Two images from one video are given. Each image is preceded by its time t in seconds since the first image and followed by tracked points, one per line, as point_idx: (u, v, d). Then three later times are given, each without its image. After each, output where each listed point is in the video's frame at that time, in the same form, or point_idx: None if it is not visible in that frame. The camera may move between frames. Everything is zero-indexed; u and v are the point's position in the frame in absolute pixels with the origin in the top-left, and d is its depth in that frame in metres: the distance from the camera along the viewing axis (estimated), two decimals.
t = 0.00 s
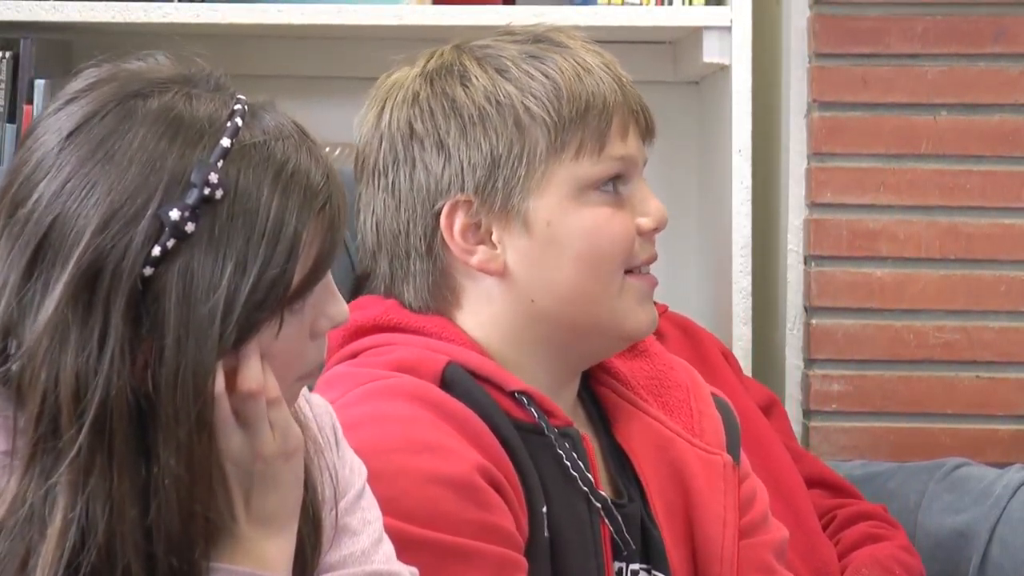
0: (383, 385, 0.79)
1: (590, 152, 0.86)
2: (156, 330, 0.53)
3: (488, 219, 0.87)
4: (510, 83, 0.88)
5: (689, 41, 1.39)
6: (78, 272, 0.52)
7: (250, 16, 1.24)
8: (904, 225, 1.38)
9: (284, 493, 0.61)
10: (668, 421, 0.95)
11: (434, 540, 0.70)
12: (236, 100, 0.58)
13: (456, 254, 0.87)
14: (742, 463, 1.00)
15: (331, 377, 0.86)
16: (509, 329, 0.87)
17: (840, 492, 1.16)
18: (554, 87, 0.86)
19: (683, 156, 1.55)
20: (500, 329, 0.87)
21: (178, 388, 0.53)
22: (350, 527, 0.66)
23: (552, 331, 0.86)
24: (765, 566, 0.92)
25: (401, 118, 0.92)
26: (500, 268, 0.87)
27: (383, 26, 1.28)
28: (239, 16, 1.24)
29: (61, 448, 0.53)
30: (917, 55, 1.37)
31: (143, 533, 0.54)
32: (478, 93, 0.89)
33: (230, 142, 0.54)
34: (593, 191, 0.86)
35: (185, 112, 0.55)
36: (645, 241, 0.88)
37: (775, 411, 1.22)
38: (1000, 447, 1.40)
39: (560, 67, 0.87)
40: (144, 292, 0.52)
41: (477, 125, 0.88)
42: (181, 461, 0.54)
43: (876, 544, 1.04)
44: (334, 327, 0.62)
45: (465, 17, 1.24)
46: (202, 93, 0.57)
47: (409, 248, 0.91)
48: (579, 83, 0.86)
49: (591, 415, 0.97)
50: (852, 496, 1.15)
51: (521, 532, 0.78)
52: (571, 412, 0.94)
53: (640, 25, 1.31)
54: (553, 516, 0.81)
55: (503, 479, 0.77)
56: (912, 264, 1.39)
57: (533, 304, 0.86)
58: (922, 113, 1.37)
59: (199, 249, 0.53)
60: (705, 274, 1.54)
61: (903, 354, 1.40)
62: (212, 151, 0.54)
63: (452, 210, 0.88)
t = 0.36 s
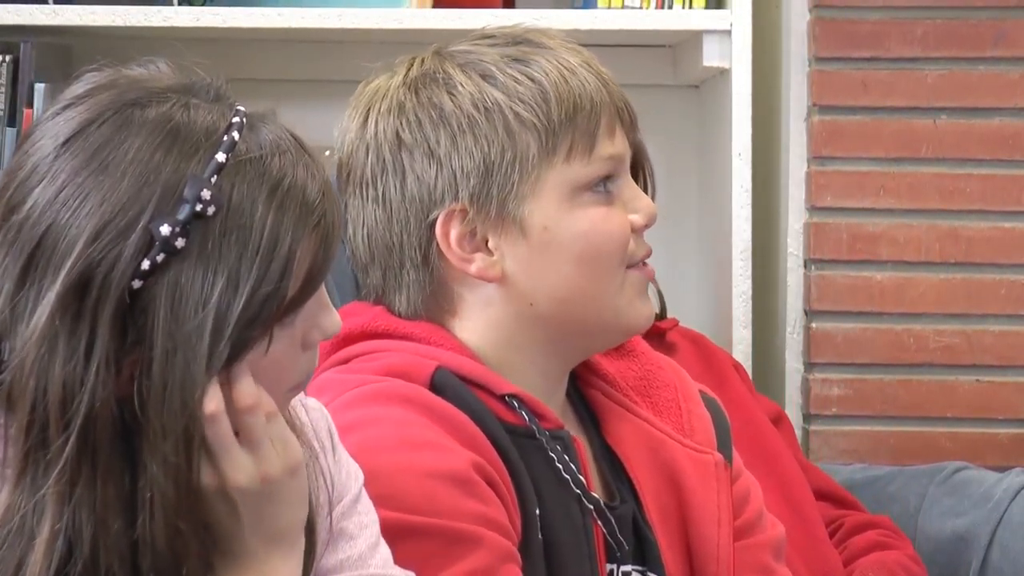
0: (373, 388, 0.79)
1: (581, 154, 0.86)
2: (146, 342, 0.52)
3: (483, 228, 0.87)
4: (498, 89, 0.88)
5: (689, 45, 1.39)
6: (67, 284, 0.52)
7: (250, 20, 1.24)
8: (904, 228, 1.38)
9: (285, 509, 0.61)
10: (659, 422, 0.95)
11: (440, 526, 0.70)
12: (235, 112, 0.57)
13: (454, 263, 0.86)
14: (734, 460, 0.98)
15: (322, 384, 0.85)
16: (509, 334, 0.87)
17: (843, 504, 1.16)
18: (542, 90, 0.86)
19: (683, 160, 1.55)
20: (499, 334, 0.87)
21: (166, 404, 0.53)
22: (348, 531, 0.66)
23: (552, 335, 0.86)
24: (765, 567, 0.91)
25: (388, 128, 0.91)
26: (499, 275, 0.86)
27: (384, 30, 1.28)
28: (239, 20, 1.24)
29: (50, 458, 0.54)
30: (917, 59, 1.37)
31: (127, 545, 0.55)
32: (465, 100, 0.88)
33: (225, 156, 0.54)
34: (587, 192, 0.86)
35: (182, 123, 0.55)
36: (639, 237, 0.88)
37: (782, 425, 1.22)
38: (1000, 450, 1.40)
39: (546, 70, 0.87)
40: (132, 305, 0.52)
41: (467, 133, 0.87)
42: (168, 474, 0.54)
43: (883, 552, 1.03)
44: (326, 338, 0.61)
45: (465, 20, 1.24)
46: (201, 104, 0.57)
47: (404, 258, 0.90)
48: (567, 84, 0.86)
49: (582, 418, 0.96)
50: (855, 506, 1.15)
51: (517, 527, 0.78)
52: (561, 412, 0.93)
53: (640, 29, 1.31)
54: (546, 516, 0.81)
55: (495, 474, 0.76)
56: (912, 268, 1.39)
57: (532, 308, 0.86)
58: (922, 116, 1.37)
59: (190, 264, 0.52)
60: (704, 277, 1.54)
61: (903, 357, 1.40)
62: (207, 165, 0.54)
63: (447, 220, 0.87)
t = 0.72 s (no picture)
0: (373, 382, 0.79)
1: (579, 151, 0.87)
2: (156, 350, 0.53)
3: (483, 226, 0.86)
4: (495, 88, 0.87)
5: (689, 48, 1.39)
6: (78, 294, 0.52)
7: (250, 23, 1.24)
8: (904, 231, 1.38)
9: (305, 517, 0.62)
10: (655, 425, 0.95)
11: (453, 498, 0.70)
12: (242, 119, 0.57)
13: (454, 263, 0.86)
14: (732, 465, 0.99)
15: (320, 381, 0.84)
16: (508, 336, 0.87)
17: (841, 505, 1.16)
18: (539, 89, 0.86)
19: (683, 162, 1.55)
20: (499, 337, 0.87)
21: (181, 415, 0.53)
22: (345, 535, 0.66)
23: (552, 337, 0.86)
24: (761, 569, 0.91)
25: (384, 129, 0.91)
26: (499, 274, 0.86)
27: (384, 33, 1.28)
28: (239, 23, 1.24)
29: (59, 468, 0.54)
30: (917, 62, 1.37)
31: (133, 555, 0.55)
32: (462, 99, 0.88)
33: (234, 164, 0.54)
34: (584, 189, 0.87)
35: (191, 131, 0.55)
36: (637, 234, 0.90)
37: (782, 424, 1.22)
38: (1000, 454, 1.40)
39: (542, 69, 0.87)
40: (142, 315, 0.52)
41: (465, 132, 0.87)
42: (178, 484, 0.54)
43: (882, 554, 1.03)
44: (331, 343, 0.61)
45: (465, 24, 1.24)
46: (208, 112, 0.57)
47: (404, 259, 0.89)
48: (563, 83, 0.87)
49: (580, 421, 0.96)
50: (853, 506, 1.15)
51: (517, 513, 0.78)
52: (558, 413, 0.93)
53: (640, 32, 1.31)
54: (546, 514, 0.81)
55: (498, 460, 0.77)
56: (912, 270, 1.39)
57: (531, 306, 0.86)
58: (922, 119, 1.37)
59: (202, 274, 0.53)
60: (704, 279, 1.54)
61: (903, 360, 1.39)
62: (216, 174, 0.54)
63: (447, 219, 0.87)
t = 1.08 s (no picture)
0: (367, 392, 0.79)
1: (584, 157, 0.86)
2: (168, 349, 0.53)
3: (486, 230, 0.86)
4: (500, 92, 0.88)
5: (689, 48, 1.39)
6: (96, 290, 0.51)
7: (250, 24, 1.24)
8: (904, 232, 1.38)
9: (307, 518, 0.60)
10: (660, 427, 0.95)
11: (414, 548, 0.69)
12: (256, 120, 0.57)
13: (457, 268, 0.86)
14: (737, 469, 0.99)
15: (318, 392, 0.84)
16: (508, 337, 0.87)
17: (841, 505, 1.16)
18: (545, 94, 0.86)
19: (683, 163, 1.55)
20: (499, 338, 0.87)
21: (201, 413, 0.54)
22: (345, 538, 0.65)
23: (552, 338, 0.86)
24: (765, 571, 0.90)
25: (390, 131, 0.91)
26: (502, 279, 0.86)
27: (384, 34, 1.28)
28: (240, 24, 1.24)
29: (74, 465, 0.53)
30: (917, 63, 1.37)
31: (143, 552, 0.55)
32: (467, 102, 0.88)
33: (251, 164, 0.54)
34: (588, 195, 0.86)
35: (208, 131, 0.54)
36: (638, 241, 0.88)
37: (781, 426, 1.22)
38: (1000, 455, 1.40)
39: (549, 74, 0.87)
40: (159, 311, 0.52)
41: (470, 136, 0.87)
42: (182, 483, 0.54)
43: (882, 555, 1.03)
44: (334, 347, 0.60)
45: (465, 24, 1.24)
46: (224, 112, 0.57)
47: (407, 262, 0.89)
48: (569, 88, 0.87)
49: (582, 422, 0.95)
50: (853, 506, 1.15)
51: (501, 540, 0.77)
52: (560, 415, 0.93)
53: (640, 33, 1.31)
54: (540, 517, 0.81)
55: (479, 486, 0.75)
56: (912, 271, 1.39)
57: (533, 312, 0.85)
58: (922, 120, 1.37)
59: (216, 273, 0.53)
60: (705, 280, 1.55)
61: (903, 361, 1.39)
62: (233, 173, 0.54)
63: (451, 223, 0.87)
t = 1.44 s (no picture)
0: (373, 390, 0.78)
1: (592, 164, 0.85)
2: (169, 346, 0.52)
3: (493, 237, 0.85)
4: (508, 98, 0.86)
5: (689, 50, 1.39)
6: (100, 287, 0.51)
7: (250, 25, 1.24)
8: (904, 234, 1.38)
9: (289, 527, 0.57)
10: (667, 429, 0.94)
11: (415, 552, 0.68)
12: (256, 118, 0.57)
13: (463, 274, 0.86)
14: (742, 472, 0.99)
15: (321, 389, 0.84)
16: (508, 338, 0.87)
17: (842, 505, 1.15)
18: (553, 101, 0.85)
19: (683, 164, 1.55)
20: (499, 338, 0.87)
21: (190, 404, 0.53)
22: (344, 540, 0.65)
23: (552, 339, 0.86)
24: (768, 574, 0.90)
25: (397, 136, 0.90)
26: (508, 285, 0.85)
27: (384, 35, 1.28)
28: (240, 26, 1.24)
29: (85, 467, 0.53)
30: (917, 64, 1.37)
31: (146, 543, 0.55)
32: (475, 108, 0.87)
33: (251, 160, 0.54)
34: (596, 202, 0.85)
35: (208, 129, 0.55)
36: (647, 248, 0.88)
37: (781, 426, 1.22)
38: (1000, 455, 1.40)
39: (557, 80, 0.86)
40: (159, 308, 0.52)
41: (478, 142, 0.86)
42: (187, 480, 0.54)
43: (883, 557, 1.03)
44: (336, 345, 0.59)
45: (466, 26, 1.24)
46: (224, 110, 0.57)
47: (412, 267, 0.89)
48: (578, 94, 0.86)
49: (588, 423, 0.95)
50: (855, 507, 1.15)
51: (501, 542, 0.76)
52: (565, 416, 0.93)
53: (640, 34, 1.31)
54: (543, 519, 0.81)
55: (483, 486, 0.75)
56: (912, 272, 1.39)
57: (539, 318, 0.85)
58: (922, 121, 1.37)
59: (215, 271, 0.52)
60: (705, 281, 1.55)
61: (903, 363, 1.39)
62: (234, 170, 0.54)
63: (457, 229, 0.86)
